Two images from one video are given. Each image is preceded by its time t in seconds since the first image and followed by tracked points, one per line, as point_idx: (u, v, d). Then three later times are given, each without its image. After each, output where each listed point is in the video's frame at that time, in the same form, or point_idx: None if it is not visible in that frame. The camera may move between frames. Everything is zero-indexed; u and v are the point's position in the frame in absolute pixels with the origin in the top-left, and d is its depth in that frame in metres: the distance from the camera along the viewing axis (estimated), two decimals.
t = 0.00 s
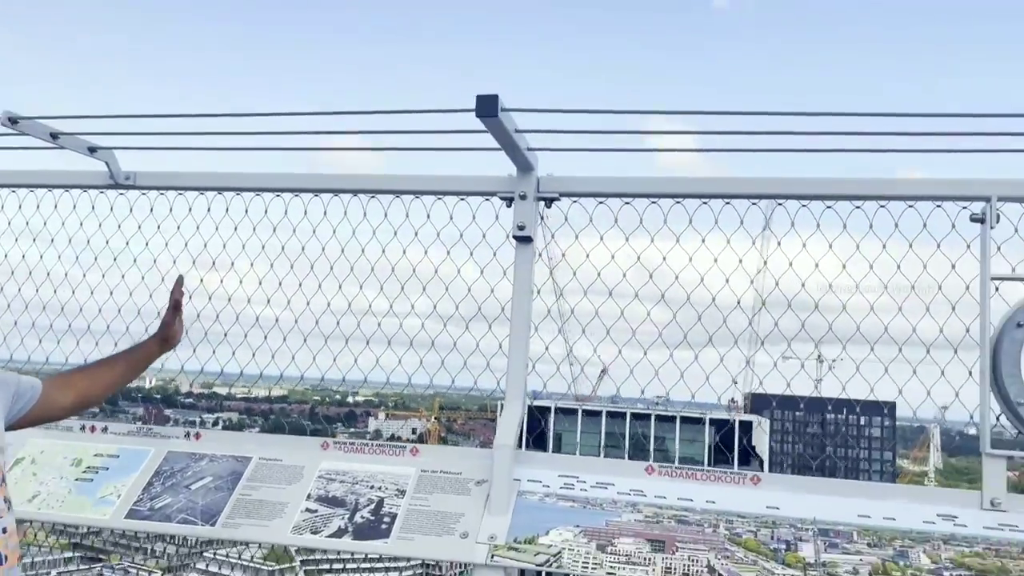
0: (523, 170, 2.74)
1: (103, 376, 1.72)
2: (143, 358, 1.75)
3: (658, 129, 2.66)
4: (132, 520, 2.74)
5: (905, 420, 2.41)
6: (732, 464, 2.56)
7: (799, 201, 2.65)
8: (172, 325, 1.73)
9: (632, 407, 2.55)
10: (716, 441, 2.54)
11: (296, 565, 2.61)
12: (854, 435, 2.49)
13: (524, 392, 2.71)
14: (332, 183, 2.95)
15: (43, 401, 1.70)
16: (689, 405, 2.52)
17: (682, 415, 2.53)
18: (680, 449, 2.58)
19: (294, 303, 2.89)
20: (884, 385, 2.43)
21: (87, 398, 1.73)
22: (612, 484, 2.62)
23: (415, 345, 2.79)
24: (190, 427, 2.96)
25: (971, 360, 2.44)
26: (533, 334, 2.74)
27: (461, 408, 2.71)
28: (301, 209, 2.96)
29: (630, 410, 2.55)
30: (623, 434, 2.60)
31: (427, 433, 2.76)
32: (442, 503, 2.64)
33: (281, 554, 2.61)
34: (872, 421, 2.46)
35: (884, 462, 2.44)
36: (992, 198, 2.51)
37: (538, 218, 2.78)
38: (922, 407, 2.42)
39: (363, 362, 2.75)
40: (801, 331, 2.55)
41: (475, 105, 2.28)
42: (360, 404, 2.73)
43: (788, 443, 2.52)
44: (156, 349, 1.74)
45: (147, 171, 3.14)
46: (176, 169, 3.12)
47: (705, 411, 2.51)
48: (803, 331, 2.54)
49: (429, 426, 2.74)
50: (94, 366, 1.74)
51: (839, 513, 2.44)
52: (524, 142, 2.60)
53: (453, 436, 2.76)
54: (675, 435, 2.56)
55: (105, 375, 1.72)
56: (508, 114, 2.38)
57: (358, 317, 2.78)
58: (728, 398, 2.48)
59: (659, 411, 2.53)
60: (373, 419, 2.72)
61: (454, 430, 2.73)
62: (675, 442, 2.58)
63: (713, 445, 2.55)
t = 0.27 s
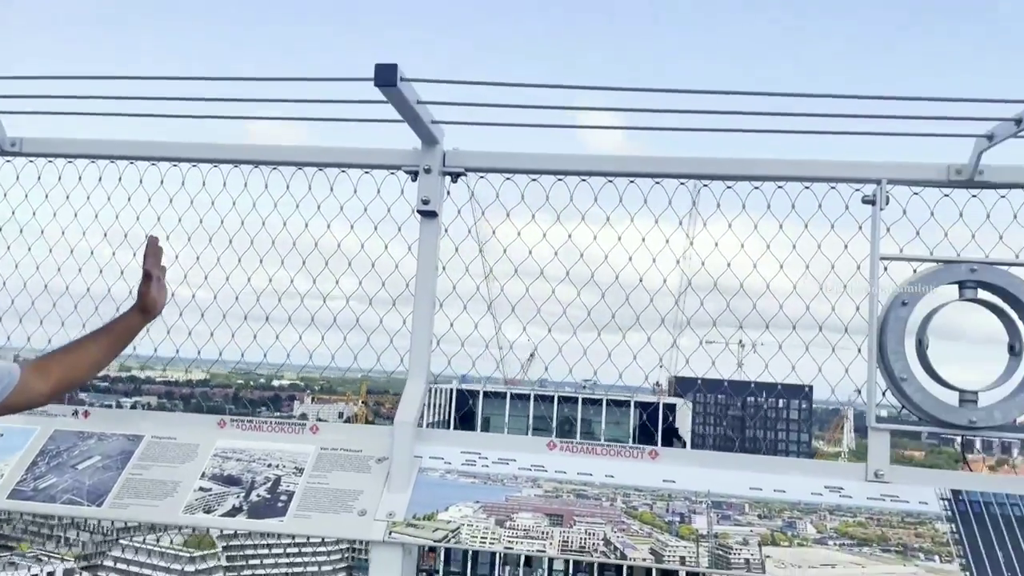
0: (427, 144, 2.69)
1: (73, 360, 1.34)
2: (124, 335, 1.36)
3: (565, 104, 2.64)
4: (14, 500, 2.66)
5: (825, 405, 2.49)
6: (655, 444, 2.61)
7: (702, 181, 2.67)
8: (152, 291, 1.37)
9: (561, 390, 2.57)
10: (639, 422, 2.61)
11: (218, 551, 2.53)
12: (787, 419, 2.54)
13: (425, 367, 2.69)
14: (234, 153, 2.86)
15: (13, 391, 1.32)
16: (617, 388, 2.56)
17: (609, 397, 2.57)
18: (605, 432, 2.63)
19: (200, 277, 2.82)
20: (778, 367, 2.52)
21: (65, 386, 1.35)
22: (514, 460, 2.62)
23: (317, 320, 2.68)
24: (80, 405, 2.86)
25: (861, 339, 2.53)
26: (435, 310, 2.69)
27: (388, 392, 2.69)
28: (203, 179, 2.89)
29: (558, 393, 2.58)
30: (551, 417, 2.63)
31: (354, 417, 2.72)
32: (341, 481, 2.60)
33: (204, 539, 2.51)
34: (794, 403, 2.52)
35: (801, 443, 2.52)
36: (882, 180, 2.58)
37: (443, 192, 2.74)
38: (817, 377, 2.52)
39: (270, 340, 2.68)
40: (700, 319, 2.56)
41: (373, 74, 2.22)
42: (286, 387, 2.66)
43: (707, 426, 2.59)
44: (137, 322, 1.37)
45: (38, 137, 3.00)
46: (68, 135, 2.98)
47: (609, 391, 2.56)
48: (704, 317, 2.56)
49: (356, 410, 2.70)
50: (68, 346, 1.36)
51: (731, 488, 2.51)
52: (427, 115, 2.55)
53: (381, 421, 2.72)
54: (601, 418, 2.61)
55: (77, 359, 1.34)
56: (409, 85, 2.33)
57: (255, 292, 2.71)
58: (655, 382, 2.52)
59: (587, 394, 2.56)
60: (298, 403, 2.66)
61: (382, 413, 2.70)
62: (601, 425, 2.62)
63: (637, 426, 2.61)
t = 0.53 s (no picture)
0: (370, 128, 2.64)
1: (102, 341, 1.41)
2: (151, 319, 1.42)
3: (508, 89, 2.60)
4: None
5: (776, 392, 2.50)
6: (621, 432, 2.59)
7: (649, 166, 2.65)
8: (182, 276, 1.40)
9: (527, 376, 2.50)
10: (605, 410, 2.58)
11: (182, 541, 2.47)
12: (757, 406, 2.52)
13: (370, 356, 2.66)
14: (172, 138, 2.80)
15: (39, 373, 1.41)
16: (583, 374, 2.50)
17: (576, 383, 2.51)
18: (572, 419, 2.60)
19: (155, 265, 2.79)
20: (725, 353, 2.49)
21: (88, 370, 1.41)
22: (459, 449, 2.59)
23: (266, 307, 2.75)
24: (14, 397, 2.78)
25: (806, 325, 2.52)
26: (380, 296, 2.67)
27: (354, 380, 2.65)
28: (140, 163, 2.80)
29: (524, 379, 2.51)
30: (517, 404, 2.58)
31: (319, 407, 2.66)
32: (283, 472, 2.55)
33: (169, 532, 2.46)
34: (761, 388, 2.50)
35: (762, 428, 2.53)
36: (825, 165, 2.58)
37: (387, 177, 2.69)
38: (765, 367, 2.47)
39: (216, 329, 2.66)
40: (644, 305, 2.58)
41: (308, 56, 2.17)
42: (250, 376, 2.56)
43: (674, 412, 2.58)
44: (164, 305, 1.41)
45: None
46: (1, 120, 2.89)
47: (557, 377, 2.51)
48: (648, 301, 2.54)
49: (322, 399, 2.64)
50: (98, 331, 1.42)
51: (676, 473, 2.50)
52: (369, 99, 2.50)
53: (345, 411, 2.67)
54: (567, 404, 2.58)
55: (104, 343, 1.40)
56: (346, 67, 2.27)
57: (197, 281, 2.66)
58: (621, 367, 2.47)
59: (553, 380, 2.50)
60: (263, 393, 2.57)
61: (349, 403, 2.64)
62: (568, 412, 2.59)
63: (604, 413, 2.59)
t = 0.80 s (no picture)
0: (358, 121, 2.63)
1: (173, 345, 1.68)
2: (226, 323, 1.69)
3: (495, 78, 2.59)
4: None
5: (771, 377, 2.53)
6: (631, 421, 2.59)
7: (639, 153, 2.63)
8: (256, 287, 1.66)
9: (534, 367, 2.52)
10: (612, 399, 2.58)
11: (194, 536, 2.50)
12: (764, 390, 2.55)
13: (364, 349, 2.64)
14: (159, 135, 2.78)
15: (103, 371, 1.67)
16: (587, 364, 2.51)
17: (581, 373, 2.52)
18: (578, 408, 2.61)
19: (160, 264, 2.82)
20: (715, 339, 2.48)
21: (160, 367, 1.68)
22: (454, 440, 2.59)
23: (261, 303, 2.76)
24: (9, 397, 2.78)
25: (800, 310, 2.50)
26: (372, 290, 2.67)
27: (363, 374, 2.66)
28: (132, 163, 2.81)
29: (531, 371, 2.53)
30: (523, 395, 2.60)
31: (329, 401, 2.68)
32: (278, 466, 2.56)
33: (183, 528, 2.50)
34: (765, 374, 2.52)
35: (772, 414, 2.55)
36: (816, 149, 2.56)
37: (377, 170, 2.68)
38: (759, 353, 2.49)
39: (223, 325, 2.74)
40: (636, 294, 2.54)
41: (291, 50, 2.16)
42: (257, 371, 2.60)
43: (683, 398, 2.57)
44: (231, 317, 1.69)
45: None
46: None
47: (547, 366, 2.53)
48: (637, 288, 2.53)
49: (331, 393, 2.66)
50: (175, 333, 1.69)
51: (671, 462, 2.50)
52: (355, 92, 2.49)
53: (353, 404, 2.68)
54: (573, 395, 2.59)
55: (177, 345, 1.68)
56: (330, 59, 2.26)
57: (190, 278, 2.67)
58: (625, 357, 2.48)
59: (558, 370, 2.51)
60: (271, 388, 2.59)
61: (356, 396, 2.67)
62: (574, 402, 2.60)
63: (610, 402, 2.58)
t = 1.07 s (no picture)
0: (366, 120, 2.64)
1: (228, 353, 1.92)
2: (282, 333, 1.94)
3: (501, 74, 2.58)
4: None
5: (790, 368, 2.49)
6: (651, 414, 2.56)
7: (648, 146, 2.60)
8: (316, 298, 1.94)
9: (555, 361, 2.51)
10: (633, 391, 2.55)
11: (219, 535, 2.54)
12: (780, 382, 2.52)
13: (376, 347, 2.66)
14: (171, 138, 2.81)
15: (168, 377, 1.91)
16: (609, 357, 2.49)
17: (603, 366, 2.50)
18: (600, 402, 2.59)
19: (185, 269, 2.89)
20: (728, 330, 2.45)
21: (215, 375, 1.92)
22: (466, 436, 2.60)
23: (274, 303, 2.77)
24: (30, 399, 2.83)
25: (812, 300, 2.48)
26: (383, 290, 2.68)
27: (387, 371, 2.66)
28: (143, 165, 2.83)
29: (552, 364, 2.52)
30: (545, 390, 2.58)
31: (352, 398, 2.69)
32: (293, 464, 2.58)
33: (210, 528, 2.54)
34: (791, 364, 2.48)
35: (796, 404, 2.53)
36: (826, 139, 2.53)
37: (386, 168, 2.67)
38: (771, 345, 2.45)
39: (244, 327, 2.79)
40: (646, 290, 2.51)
41: (296, 50, 2.17)
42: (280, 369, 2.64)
43: (704, 391, 2.54)
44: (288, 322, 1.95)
45: None
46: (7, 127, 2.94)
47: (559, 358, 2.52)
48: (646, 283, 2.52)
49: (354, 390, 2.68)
50: (234, 341, 1.95)
51: (684, 455, 2.49)
52: (362, 91, 2.49)
53: (375, 400, 2.68)
54: (595, 388, 2.56)
55: (235, 351, 1.92)
56: (335, 59, 2.27)
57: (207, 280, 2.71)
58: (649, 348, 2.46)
59: (580, 363, 2.49)
60: (295, 384, 2.63)
61: (378, 392, 2.67)
62: (596, 396, 2.58)
63: (631, 394, 2.55)
